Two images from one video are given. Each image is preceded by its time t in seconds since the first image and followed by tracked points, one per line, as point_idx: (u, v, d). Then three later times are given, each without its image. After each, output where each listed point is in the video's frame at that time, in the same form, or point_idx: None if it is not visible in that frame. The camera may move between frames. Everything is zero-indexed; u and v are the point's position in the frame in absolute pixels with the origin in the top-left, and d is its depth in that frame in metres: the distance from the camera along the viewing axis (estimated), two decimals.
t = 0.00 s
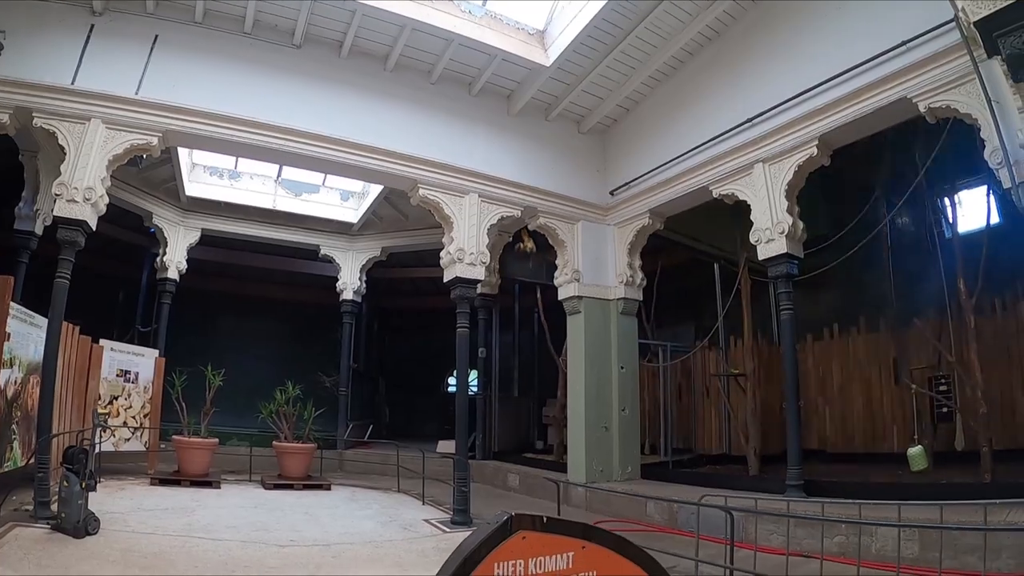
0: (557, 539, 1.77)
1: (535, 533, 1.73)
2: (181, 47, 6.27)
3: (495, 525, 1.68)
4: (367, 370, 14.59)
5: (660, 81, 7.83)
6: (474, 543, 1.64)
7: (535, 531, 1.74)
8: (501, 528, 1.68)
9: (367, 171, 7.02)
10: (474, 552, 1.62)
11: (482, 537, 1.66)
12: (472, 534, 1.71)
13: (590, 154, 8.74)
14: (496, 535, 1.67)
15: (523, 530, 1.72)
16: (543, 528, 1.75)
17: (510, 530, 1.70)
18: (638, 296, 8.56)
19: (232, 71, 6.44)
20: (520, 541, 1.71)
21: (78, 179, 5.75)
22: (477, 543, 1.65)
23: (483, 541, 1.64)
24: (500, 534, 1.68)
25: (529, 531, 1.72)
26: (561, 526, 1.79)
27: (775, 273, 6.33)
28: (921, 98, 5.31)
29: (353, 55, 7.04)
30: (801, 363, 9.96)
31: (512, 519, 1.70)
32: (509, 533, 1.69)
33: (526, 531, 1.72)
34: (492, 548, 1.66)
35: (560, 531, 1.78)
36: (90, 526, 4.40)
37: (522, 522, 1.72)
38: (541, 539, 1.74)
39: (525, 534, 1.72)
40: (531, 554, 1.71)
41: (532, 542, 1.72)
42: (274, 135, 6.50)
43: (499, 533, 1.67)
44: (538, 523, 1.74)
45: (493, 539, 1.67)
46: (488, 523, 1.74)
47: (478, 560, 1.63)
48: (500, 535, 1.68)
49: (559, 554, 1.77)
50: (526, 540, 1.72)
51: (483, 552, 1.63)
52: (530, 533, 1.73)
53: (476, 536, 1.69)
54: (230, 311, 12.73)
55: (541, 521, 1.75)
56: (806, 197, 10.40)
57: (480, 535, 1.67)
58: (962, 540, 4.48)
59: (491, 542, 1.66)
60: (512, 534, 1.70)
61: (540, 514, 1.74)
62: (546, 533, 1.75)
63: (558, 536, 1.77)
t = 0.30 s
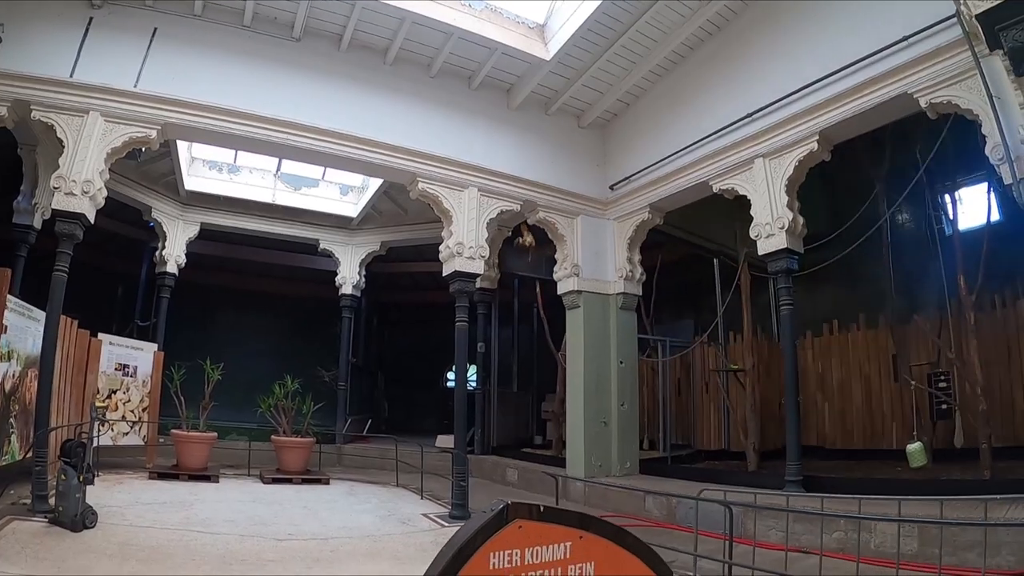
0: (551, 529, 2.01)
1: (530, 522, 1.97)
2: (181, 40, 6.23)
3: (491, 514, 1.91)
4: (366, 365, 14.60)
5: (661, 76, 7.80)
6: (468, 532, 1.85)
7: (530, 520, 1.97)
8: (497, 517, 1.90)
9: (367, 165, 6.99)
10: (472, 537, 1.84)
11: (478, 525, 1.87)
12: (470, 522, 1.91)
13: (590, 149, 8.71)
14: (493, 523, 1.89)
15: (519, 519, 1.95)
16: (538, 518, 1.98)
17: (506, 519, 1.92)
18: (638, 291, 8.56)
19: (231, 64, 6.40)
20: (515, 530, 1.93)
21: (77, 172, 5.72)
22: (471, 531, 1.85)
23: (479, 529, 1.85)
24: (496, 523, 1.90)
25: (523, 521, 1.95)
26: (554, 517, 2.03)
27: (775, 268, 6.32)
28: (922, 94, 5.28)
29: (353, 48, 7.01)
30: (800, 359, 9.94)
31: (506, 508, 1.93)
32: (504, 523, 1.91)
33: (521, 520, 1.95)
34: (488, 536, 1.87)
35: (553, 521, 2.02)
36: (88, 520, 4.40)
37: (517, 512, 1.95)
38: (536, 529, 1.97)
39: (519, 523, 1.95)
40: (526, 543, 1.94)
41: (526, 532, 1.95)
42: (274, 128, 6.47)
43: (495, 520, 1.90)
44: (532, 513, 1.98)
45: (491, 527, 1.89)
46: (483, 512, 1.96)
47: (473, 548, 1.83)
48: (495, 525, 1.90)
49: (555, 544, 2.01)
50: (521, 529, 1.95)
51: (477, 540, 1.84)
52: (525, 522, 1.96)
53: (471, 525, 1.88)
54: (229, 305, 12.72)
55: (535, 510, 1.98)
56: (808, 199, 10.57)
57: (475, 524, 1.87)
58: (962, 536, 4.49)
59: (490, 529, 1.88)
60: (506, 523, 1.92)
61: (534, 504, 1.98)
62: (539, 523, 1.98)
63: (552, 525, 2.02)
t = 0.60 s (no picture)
0: (577, 520, 2.26)
1: (555, 514, 2.21)
2: (183, 33, 6.19)
3: (517, 506, 2.13)
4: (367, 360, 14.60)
5: (664, 72, 7.76)
6: (499, 521, 2.09)
7: (555, 512, 2.21)
8: (523, 510, 2.13)
9: (369, 160, 6.96)
10: (502, 528, 2.08)
11: (507, 516, 2.11)
12: (500, 512, 2.14)
13: (593, 145, 8.68)
14: (521, 515, 2.12)
15: (545, 511, 2.18)
16: (562, 511, 2.22)
17: (533, 511, 2.15)
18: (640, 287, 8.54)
19: (234, 57, 6.37)
20: (542, 522, 2.17)
21: (78, 166, 5.70)
22: (501, 521, 2.10)
23: (510, 518, 2.10)
24: (524, 514, 2.13)
25: (550, 513, 2.19)
26: (580, 510, 2.28)
27: (777, 265, 6.29)
28: (925, 92, 5.24)
29: (356, 42, 6.97)
30: (801, 355, 9.91)
31: (533, 502, 2.16)
32: (531, 514, 2.15)
33: (547, 513, 2.18)
34: (517, 528, 2.11)
35: (578, 515, 2.27)
36: (90, 515, 4.39)
37: (543, 505, 2.18)
38: (562, 520, 2.22)
39: (545, 515, 2.18)
40: (551, 535, 2.18)
41: (552, 523, 2.20)
42: (277, 123, 6.44)
43: (523, 512, 2.13)
44: (558, 505, 2.21)
45: (520, 518, 2.12)
46: (510, 505, 2.19)
47: (502, 539, 2.07)
48: (522, 516, 2.13)
49: (579, 536, 2.25)
50: (547, 521, 2.18)
51: (505, 532, 2.08)
52: (551, 514, 2.20)
53: (502, 516, 2.13)
54: (229, 300, 12.70)
55: (561, 504, 2.22)
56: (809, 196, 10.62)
57: (505, 516, 2.11)
58: (963, 533, 4.48)
59: (519, 520, 2.12)
60: (534, 515, 2.16)
61: (559, 497, 2.21)
62: (564, 515, 2.23)
63: (577, 517, 2.26)
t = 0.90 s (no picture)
0: (601, 500, 2.37)
1: (584, 495, 2.32)
2: (186, 25, 6.16)
3: (550, 488, 2.24)
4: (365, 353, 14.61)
5: (665, 69, 7.73)
6: (531, 504, 2.18)
7: (584, 494, 2.32)
8: (555, 491, 2.24)
9: (370, 153, 6.94)
10: (536, 509, 2.17)
11: (540, 498, 2.21)
12: (530, 495, 2.24)
13: (593, 140, 8.66)
14: (553, 496, 2.23)
15: (575, 493, 2.29)
16: (590, 491, 2.33)
17: (564, 492, 2.26)
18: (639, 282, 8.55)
19: (238, 50, 6.34)
20: (572, 503, 2.27)
21: (81, 157, 5.67)
22: (535, 503, 2.19)
23: (542, 500, 2.19)
24: (556, 495, 2.24)
25: (579, 494, 2.30)
26: (604, 491, 2.39)
27: (777, 261, 6.30)
28: (925, 92, 5.23)
29: (359, 36, 6.94)
30: (800, 351, 9.93)
31: (564, 483, 2.26)
32: (562, 496, 2.25)
33: (577, 495, 2.29)
34: (549, 508, 2.20)
35: (605, 496, 2.39)
36: (92, 506, 4.40)
37: (573, 486, 2.29)
38: (589, 501, 2.33)
39: (576, 497, 2.29)
40: (580, 515, 2.29)
41: (581, 505, 2.30)
42: (279, 115, 6.41)
43: (554, 493, 2.24)
44: (587, 487, 2.33)
45: (552, 500, 2.23)
46: (541, 487, 2.29)
47: (535, 520, 2.16)
48: (555, 497, 2.24)
49: (605, 516, 2.37)
50: (576, 502, 2.29)
51: (539, 513, 2.17)
52: (580, 495, 2.31)
53: (534, 498, 2.22)
54: (228, 292, 12.69)
55: (589, 485, 2.34)
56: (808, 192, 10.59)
57: (537, 498, 2.21)
58: (959, 526, 4.51)
59: (551, 501, 2.22)
60: (564, 497, 2.26)
61: (587, 479, 2.33)
62: (592, 496, 2.34)
63: (603, 498, 2.37)
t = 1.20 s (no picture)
0: (603, 487, 2.38)
1: (585, 482, 2.33)
2: (177, 12, 6.05)
3: (552, 476, 2.25)
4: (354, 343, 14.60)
5: (658, 61, 7.72)
6: (534, 491, 2.20)
7: (586, 481, 2.33)
8: (558, 479, 2.25)
9: (363, 142, 6.90)
10: (538, 496, 2.19)
11: (543, 486, 2.22)
12: (532, 483, 2.25)
13: (586, 131, 8.64)
14: (555, 484, 2.24)
15: (577, 480, 2.30)
16: (592, 479, 2.35)
17: (567, 479, 2.27)
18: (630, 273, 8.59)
19: (230, 37, 6.25)
20: (574, 490, 2.29)
21: (71, 145, 5.59)
22: (537, 490, 2.21)
23: (545, 489, 2.20)
24: (559, 482, 2.25)
25: (581, 481, 2.32)
26: (606, 478, 2.40)
27: (767, 254, 6.35)
28: (917, 89, 5.27)
29: (352, 24, 6.86)
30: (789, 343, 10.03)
31: (566, 470, 2.27)
32: (564, 483, 2.27)
33: (579, 482, 2.31)
34: (552, 495, 2.22)
35: (607, 483, 2.40)
36: (84, 498, 4.38)
37: (575, 474, 2.31)
38: (590, 487, 2.34)
39: (577, 484, 2.31)
40: (582, 502, 2.31)
41: (583, 491, 2.32)
42: (273, 104, 6.34)
43: (557, 481, 2.24)
44: (589, 474, 2.34)
45: (554, 487, 2.24)
46: (543, 475, 2.30)
47: (538, 507, 2.18)
48: (558, 485, 2.25)
49: (606, 503, 2.38)
50: (578, 489, 2.30)
51: (542, 500, 2.19)
52: (582, 483, 2.32)
53: (536, 486, 2.24)
54: (217, 281, 12.59)
55: (591, 472, 2.35)
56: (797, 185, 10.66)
57: (540, 486, 2.22)
58: (946, 518, 4.61)
59: (554, 488, 2.24)
60: (566, 484, 2.27)
61: (589, 466, 2.34)
62: (593, 483, 2.35)
63: (604, 485, 2.39)
